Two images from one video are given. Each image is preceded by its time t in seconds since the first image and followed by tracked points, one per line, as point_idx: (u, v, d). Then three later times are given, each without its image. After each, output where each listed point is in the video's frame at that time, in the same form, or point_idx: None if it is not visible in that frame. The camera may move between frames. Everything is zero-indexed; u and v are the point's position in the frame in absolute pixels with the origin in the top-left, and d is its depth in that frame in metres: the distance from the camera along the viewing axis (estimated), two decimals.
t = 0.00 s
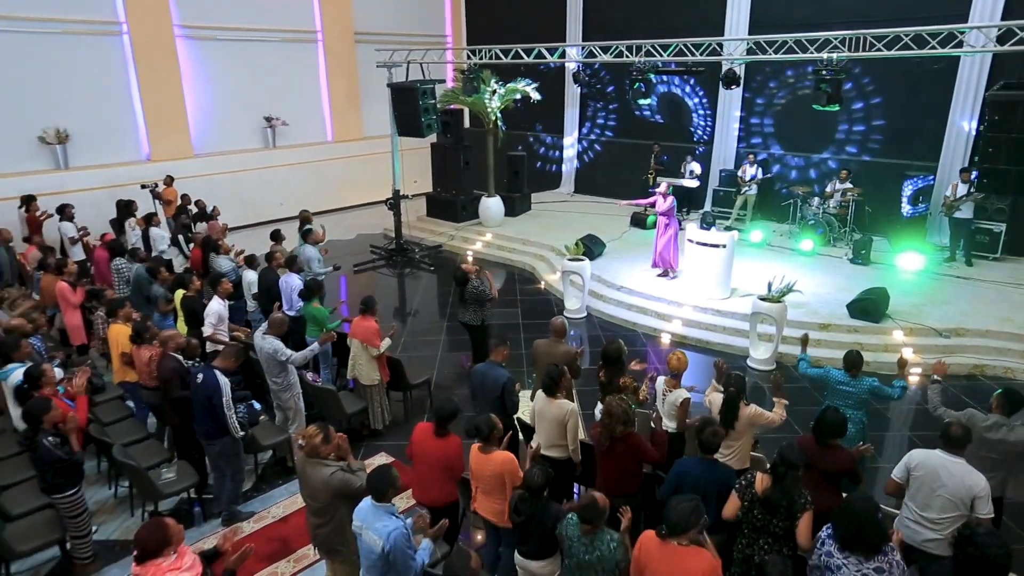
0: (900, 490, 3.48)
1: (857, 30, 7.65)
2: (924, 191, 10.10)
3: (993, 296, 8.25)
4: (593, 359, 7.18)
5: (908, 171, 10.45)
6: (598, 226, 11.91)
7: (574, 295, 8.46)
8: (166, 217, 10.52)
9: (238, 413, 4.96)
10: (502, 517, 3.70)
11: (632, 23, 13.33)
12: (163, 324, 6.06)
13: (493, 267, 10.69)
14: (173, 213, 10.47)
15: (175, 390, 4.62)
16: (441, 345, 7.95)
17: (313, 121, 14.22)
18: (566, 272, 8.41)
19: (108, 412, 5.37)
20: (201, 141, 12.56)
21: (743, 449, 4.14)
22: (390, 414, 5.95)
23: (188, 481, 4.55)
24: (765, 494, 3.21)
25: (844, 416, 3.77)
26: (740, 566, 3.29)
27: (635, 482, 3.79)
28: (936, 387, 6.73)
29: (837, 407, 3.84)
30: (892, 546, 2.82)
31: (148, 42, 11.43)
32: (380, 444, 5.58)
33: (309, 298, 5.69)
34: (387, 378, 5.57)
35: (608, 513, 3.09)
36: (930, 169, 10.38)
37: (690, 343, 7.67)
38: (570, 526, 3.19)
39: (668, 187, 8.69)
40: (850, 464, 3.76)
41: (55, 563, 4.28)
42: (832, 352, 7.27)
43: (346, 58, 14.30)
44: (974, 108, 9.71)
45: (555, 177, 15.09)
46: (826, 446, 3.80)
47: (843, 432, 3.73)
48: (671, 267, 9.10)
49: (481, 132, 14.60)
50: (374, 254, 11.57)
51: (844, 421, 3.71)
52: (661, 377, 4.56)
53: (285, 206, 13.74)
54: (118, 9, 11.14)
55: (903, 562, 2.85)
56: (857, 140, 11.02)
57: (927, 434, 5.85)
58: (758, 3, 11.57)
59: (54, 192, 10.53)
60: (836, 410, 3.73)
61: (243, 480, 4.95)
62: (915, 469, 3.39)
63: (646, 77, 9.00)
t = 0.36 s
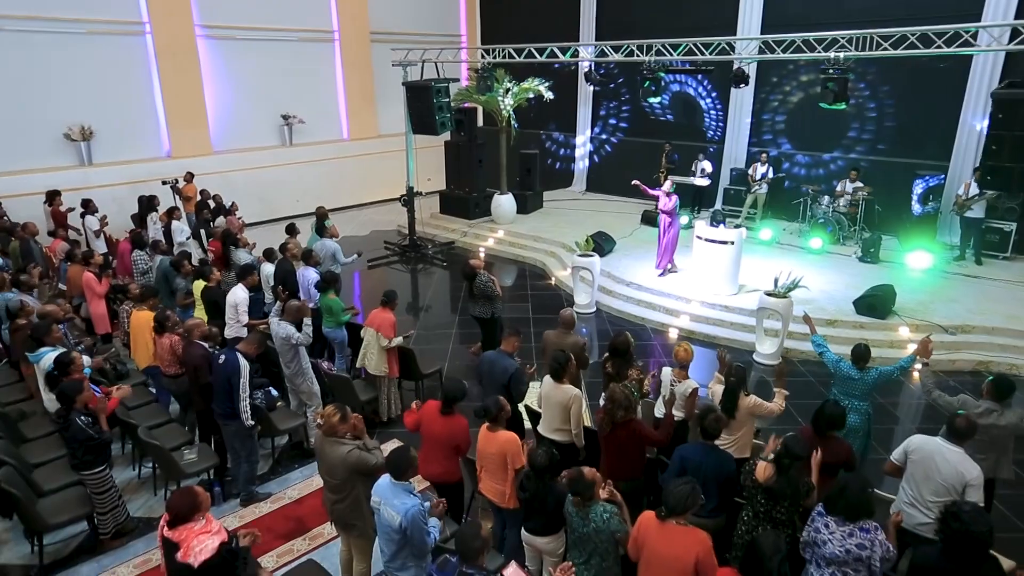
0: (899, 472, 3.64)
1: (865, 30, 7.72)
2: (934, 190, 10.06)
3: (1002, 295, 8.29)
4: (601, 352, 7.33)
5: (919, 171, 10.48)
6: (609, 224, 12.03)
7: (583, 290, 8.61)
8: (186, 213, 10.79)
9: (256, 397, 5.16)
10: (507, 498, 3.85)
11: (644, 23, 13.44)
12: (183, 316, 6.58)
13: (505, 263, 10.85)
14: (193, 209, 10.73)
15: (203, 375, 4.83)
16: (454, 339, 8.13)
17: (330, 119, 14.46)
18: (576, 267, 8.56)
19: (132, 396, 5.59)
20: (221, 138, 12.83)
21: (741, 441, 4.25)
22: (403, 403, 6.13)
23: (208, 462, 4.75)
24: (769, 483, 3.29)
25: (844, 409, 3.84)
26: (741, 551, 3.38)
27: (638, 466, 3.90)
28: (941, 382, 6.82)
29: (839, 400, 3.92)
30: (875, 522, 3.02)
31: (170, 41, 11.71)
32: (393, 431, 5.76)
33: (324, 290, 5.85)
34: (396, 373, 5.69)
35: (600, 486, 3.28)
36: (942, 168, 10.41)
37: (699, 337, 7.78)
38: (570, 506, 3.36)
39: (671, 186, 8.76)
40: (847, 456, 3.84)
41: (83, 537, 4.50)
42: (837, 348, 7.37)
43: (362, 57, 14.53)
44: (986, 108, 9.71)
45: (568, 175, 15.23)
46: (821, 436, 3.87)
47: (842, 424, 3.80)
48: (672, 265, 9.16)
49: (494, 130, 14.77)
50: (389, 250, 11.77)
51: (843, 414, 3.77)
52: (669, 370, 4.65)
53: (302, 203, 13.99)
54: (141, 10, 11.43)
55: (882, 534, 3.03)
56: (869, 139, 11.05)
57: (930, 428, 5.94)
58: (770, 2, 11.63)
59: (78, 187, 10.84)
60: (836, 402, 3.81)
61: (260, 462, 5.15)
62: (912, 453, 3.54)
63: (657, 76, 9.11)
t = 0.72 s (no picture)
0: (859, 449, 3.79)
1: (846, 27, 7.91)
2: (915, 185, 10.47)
3: (980, 286, 8.53)
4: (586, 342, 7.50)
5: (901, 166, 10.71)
6: (598, 220, 12.21)
7: (572, 284, 8.79)
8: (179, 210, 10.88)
9: (253, 385, 5.29)
10: (492, 475, 4.00)
11: (632, 22, 13.62)
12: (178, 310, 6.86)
13: (496, 258, 11.00)
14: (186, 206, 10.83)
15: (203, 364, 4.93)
16: (445, 332, 8.28)
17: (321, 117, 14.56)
18: (565, 261, 8.72)
19: (129, 387, 5.70)
20: (213, 136, 12.91)
21: (733, 413, 4.45)
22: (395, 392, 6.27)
23: (206, 448, 4.89)
24: (749, 456, 3.47)
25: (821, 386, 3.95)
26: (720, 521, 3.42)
27: (624, 444, 4.05)
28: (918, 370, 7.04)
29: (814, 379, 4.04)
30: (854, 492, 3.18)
31: (161, 40, 11.78)
32: (386, 419, 5.90)
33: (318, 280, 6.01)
34: (392, 357, 5.83)
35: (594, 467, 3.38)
36: (923, 163, 10.65)
37: (685, 329, 7.95)
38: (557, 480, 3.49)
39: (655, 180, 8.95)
40: (826, 432, 3.94)
41: (84, 521, 4.62)
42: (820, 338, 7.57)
43: (353, 55, 14.64)
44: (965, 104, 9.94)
45: (557, 172, 15.39)
46: (800, 413, 3.98)
47: (820, 401, 3.90)
48: (655, 260, 9.37)
49: (484, 128, 14.91)
50: (380, 246, 11.90)
51: (820, 392, 3.89)
52: (651, 351, 4.82)
53: (293, 200, 14.09)
54: (133, 9, 11.50)
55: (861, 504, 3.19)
56: (852, 135, 11.28)
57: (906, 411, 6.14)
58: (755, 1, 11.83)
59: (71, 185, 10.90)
60: (813, 380, 3.93)
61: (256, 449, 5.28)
62: (872, 429, 3.70)
63: (644, 73, 9.28)
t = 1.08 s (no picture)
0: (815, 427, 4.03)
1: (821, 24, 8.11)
2: (890, 179, 10.56)
3: (951, 275, 8.78)
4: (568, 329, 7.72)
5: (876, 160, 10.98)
6: (583, 214, 12.38)
7: (556, 276, 8.97)
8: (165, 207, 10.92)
9: (244, 374, 5.41)
10: (483, 457, 4.11)
11: (615, 19, 13.81)
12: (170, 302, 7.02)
13: (482, 253, 11.14)
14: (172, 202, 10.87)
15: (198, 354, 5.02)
16: (432, 324, 8.41)
17: (307, 115, 14.62)
18: (549, 254, 8.89)
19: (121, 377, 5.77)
20: (198, 134, 12.95)
21: (719, 397, 4.55)
22: (383, 381, 6.41)
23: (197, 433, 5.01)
24: (727, 430, 3.57)
25: (792, 365, 4.01)
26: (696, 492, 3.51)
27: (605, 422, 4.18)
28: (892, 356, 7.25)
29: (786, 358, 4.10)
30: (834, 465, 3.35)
31: (146, 37, 11.81)
32: (374, 407, 6.03)
33: (306, 272, 6.10)
34: (381, 345, 5.99)
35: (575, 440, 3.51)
36: (898, 157, 10.91)
37: (666, 319, 8.14)
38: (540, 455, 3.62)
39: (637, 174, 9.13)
40: (798, 409, 3.98)
41: (79, 506, 4.72)
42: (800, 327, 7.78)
43: (339, 53, 14.72)
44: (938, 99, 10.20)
45: (542, 168, 15.56)
46: (776, 391, 4.01)
47: (791, 380, 3.95)
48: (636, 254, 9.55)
49: (470, 124, 15.05)
50: (367, 242, 12.01)
51: (792, 369, 3.95)
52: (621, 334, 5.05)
53: (280, 197, 14.16)
54: (117, 6, 11.52)
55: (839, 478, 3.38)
56: (831, 129, 11.50)
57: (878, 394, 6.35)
58: None
59: (56, 183, 10.91)
60: (785, 358, 3.99)
61: (247, 436, 5.39)
62: (828, 407, 3.95)
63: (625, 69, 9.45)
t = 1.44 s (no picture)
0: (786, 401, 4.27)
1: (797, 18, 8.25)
2: (867, 171, 10.71)
3: (925, 264, 9.04)
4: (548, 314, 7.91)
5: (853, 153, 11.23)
6: (567, 208, 12.56)
7: (540, 268, 9.13)
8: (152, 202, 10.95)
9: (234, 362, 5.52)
10: (469, 439, 4.25)
11: (599, 15, 13.98)
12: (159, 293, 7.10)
13: (467, 246, 11.28)
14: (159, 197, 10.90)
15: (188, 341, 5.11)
16: (418, 315, 8.55)
17: (293, 111, 14.67)
18: (533, 246, 9.05)
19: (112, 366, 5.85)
20: (184, 130, 12.98)
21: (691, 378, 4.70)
22: (371, 368, 6.54)
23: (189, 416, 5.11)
24: (699, 407, 3.74)
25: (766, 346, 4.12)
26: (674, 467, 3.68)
27: (586, 400, 4.35)
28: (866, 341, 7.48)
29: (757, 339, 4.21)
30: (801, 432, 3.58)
31: (131, 33, 11.82)
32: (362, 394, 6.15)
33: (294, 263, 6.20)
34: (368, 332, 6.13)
35: (546, 409, 3.68)
36: (875, 150, 11.16)
37: (648, 308, 8.33)
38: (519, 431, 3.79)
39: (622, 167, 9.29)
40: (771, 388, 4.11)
41: (74, 489, 4.82)
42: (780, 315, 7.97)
43: (324, 49, 14.78)
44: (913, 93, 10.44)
45: (527, 163, 15.71)
46: (750, 370, 4.13)
47: (764, 360, 4.06)
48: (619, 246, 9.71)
49: (455, 120, 15.16)
50: (353, 236, 12.11)
51: (764, 350, 4.05)
52: (597, 316, 5.22)
53: (267, 193, 14.20)
54: (100, 2, 11.52)
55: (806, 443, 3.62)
56: (810, 122, 11.73)
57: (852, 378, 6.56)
58: None
59: (40, 178, 10.91)
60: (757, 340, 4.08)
61: (238, 422, 5.50)
62: (798, 381, 4.19)
63: (606, 64, 9.62)
